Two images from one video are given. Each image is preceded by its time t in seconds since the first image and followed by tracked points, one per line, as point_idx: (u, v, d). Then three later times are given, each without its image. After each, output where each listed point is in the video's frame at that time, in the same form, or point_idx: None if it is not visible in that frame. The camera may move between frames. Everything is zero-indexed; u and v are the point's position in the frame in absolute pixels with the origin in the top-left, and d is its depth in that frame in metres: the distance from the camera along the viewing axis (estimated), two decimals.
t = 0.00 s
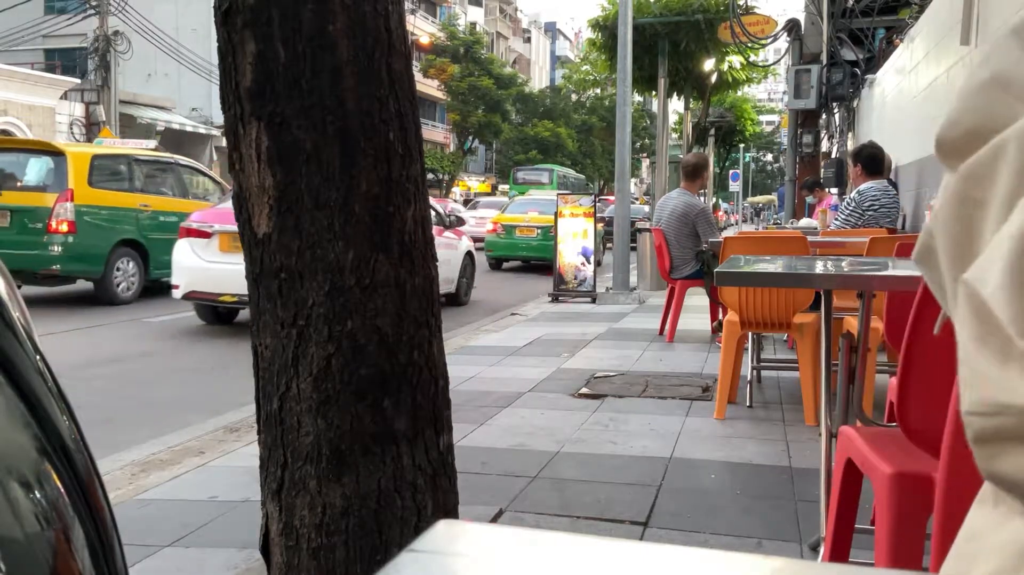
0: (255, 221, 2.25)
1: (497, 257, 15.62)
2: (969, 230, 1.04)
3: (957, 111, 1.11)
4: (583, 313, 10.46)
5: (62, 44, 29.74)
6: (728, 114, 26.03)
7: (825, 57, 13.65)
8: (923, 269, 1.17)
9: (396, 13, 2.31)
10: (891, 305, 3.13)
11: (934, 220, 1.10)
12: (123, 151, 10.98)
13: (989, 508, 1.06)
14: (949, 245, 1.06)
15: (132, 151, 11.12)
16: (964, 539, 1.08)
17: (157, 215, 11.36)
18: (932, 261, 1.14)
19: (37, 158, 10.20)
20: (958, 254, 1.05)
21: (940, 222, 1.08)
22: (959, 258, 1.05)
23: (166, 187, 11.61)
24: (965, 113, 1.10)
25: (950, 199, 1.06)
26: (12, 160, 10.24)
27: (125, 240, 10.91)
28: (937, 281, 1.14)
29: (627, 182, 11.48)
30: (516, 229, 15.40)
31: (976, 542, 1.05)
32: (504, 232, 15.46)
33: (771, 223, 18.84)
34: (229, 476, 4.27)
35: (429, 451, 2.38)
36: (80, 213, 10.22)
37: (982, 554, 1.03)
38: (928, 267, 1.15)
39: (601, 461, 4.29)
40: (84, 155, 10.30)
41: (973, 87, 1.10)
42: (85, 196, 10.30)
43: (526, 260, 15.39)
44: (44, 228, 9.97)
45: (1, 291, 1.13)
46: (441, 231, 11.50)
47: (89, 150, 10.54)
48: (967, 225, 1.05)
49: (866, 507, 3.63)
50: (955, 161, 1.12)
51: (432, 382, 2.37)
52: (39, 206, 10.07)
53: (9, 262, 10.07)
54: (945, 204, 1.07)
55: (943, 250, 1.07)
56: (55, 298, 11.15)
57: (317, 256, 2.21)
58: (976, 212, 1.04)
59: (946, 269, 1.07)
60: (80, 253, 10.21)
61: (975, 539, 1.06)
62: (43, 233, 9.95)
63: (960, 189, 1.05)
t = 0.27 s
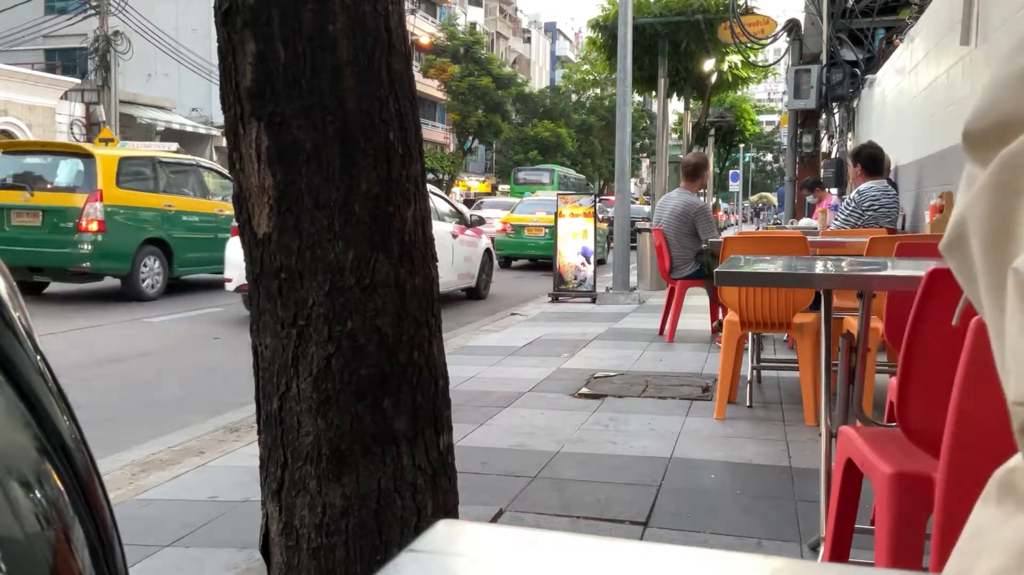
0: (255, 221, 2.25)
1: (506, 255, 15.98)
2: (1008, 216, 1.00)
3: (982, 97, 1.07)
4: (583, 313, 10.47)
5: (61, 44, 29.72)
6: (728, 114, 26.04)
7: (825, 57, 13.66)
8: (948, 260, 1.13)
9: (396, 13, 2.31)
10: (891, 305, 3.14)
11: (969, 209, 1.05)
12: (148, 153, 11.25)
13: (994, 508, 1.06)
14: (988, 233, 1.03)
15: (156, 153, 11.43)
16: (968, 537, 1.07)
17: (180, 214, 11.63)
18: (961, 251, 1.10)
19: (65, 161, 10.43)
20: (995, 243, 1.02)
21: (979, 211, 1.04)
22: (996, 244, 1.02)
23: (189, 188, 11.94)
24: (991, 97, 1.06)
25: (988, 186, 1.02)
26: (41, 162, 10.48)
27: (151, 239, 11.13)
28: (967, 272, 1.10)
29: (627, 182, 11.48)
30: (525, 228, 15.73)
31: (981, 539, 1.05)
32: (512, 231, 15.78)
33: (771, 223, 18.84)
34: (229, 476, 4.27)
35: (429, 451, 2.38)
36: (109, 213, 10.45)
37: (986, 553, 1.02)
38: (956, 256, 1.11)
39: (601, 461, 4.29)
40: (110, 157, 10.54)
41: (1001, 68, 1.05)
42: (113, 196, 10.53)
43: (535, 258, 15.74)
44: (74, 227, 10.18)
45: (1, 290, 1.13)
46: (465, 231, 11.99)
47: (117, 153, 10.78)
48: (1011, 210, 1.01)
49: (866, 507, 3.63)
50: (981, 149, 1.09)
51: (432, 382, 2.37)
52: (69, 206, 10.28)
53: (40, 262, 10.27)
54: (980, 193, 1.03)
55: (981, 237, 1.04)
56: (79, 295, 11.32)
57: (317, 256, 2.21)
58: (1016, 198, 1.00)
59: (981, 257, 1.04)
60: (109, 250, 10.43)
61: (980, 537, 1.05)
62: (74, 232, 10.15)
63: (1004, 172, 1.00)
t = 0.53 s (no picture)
0: (255, 221, 2.25)
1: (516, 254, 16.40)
2: (1013, 214, 0.97)
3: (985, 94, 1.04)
4: (583, 314, 10.47)
5: (61, 44, 29.69)
6: (728, 114, 26.05)
7: (825, 57, 13.66)
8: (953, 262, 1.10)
9: (396, 13, 2.31)
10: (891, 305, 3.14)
11: (973, 208, 1.02)
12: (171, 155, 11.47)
13: (992, 509, 1.06)
14: (992, 235, 1.00)
15: (178, 155, 11.64)
16: (969, 539, 1.07)
17: (201, 214, 11.90)
18: (966, 252, 1.07)
19: (93, 163, 10.69)
20: (999, 244, 0.99)
21: (984, 214, 1.00)
22: (1000, 244, 0.99)
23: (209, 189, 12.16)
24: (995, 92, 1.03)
25: (992, 185, 0.99)
26: (69, 164, 10.73)
27: (175, 238, 11.39)
28: (971, 272, 1.07)
29: (627, 182, 11.48)
30: (534, 228, 16.12)
31: (983, 541, 1.04)
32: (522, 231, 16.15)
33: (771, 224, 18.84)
34: (229, 476, 4.27)
35: (429, 452, 2.38)
36: (136, 212, 10.71)
37: (988, 555, 1.02)
38: (962, 257, 1.08)
39: (601, 461, 4.29)
40: (137, 159, 10.81)
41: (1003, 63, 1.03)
42: (139, 197, 10.80)
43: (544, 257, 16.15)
44: (102, 228, 10.46)
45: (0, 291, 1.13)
46: (484, 228, 12.67)
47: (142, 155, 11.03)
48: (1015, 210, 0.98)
49: (866, 507, 3.63)
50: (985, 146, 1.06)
51: (432, 382, 2.36)
52: (98, 207, 10.54)
53: (69, 261, 10.50)
54: (984, 193, 1.00)
55: (985, 237, 1.00)
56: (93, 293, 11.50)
57: (317, 255, 2.21)
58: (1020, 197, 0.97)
59: (985, 259, 1.01)
60: (137, 250, 10.69)
61: (981, 539, 1.05)
62: (103, 231, 10.41)
63: (1009, 171, 0.97)
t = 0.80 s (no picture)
0: (255, 221, 2.25)
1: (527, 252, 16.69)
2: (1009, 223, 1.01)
3: (976, 107, 1.08)
4: (583, 314, 10.46)
5: (61, 44, 29.68)
6: (728, 114, 26.04)
7: (825, 57, 13.65)
8: (945, 272, 1.14)
9: (396, 13, 2.31)
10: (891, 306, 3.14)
11: (968, 220, 1.06)
12: (192, 157, 11.75)
13: (990, 513, 1.06)
14: (986, 245, 1.03)
15: (199, 158, 11.91)
16: (966, 541, 1.07)
17: (223, 214, 12.16)
18: (958, 261, 1.11)
19: (120, 165, 11.00)
20: (992, 256, 1.03)
21: (978, 225, 1.04)
22: (996, 252, 1.02)
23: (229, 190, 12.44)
24: (987, 105, 1.07)
25: (987, 198, 1.03)
26: (95, 166, 11.03)
27: (198, 238, 11.68)
28: (963, 282, 1.11)
29: (627, 182, 11.48)
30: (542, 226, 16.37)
31: (979, 543, 1.05)
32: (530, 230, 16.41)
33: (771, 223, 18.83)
34: (228, 476, 4.27)
35: (429, 451, 2.38)
36: (161, 213, 10.99)
37: (985, 557, 1.02)
38: (953, 268, 1.12)
39: (601, 461, 4.29)
40: (161, 161, 11.10)
41: (994, 76, 1.07)
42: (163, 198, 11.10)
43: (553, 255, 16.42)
44: (129, 227, 10.74)
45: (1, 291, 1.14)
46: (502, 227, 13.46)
47: (165, 157, 11.32)
48: (1009, 222, 1.02)
49: (866, 507, 3.63)
50: (976, 158, 1.10)
51: (432, 382, 2.36)
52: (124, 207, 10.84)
53: (96, 259, 10.82)
54: (979, 205, 1.04)
55: (977, 248, 1.04)
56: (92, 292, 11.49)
57: (318, 256, 2.21)
58: (1015, 210, 1.01)
59: (978, 268, 1.05)
60: (162, 249, 10.97)
61: (977, 541, 1.05)
62: (129, 231, 10.71)
63: (1003, 185, 1.01)
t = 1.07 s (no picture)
0: (255, 221, 2.25)
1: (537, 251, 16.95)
2: (1010, 231, 1.01)
3: (975, 113, 1.08)
4: (583, 313, 10.46)
5: (61, 44, 29.66)
6: (728, 114, 26.03)
7: (825, 57, 13.65)
8: (945, 277, 1.14)
9: (396, 13, 2.31)
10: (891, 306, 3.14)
11: (968, 229, 1.06)
12: (212, 160, 12.07)
13: (986, 513, 1.06)
14: (984, 255, 1.04)
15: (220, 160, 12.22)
16: (965, 541, 1.08)
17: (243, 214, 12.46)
18: (959, 268, 1.12)
19: (144, 166, 11.31)
20: (992, 265, 1.03)
21: (977, 233, 1.04)
22: (998, 260, 1.03)
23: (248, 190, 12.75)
24: (987, 112, 1.07)
25: (985, 207, 1.03)
26: (119, 167, 11.32)
27: (220, 237, 11.99)
28: (963, 289, 1.11)
29: (627, 182, 11.48)
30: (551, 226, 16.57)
31: (976, 544, 1.05)
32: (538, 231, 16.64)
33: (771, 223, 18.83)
34: (228, 476, 4.26)
35: (429, 451, 2.38)
36: (184, 213, 11.29)
37: (984, 558, 1.03)
38: (953, 274, 1.13)
39: (601, 460, 4.29)
40: (184, 163, 11.43)
41: (995, 82, 1.06)
42: (186, 198, 11.41)
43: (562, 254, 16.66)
44: (153, 227, 11.03)
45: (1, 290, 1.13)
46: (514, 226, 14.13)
47: (188, 160, 11.64)
48: (1009, 232, 1.02)
49: (866, 507, 3.63)
50: (977, 164, 1.10)
51: (432, 382, 2.36)
52: (148, 207, 11.14)
53: (121, 258, 11.11)
54: (979, 214, 1.04)
55: (977, 257, 1.05)
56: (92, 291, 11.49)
57: (318, 256, 2.21)
58: (1014, 219, 1.01)
59: (979, 275, 1.05)
60: (186, 248, 11.27)
61: (974, 541, 1.06)
62: (153, 230, 11.01)
63: (1004, 194, 1.01)
